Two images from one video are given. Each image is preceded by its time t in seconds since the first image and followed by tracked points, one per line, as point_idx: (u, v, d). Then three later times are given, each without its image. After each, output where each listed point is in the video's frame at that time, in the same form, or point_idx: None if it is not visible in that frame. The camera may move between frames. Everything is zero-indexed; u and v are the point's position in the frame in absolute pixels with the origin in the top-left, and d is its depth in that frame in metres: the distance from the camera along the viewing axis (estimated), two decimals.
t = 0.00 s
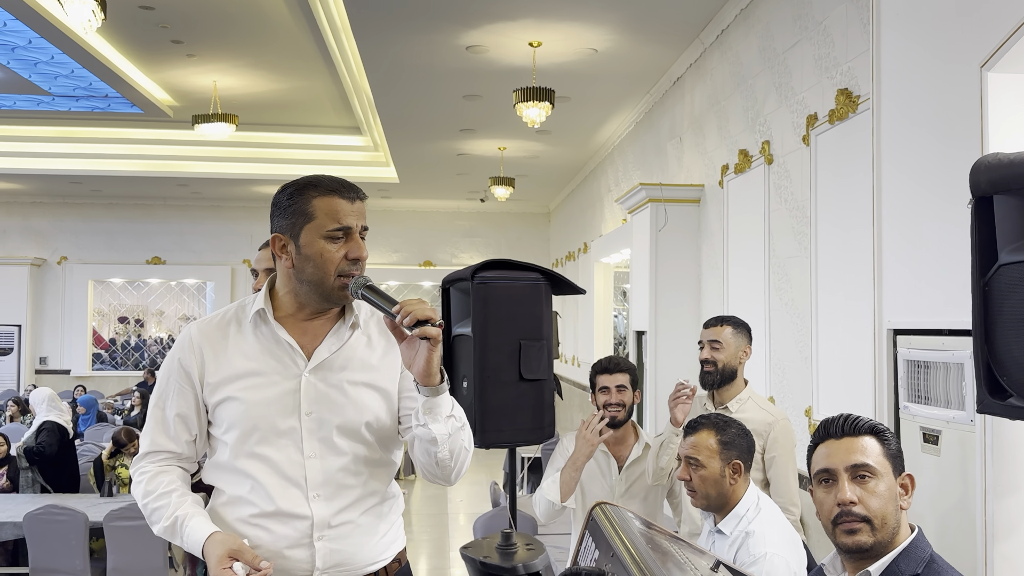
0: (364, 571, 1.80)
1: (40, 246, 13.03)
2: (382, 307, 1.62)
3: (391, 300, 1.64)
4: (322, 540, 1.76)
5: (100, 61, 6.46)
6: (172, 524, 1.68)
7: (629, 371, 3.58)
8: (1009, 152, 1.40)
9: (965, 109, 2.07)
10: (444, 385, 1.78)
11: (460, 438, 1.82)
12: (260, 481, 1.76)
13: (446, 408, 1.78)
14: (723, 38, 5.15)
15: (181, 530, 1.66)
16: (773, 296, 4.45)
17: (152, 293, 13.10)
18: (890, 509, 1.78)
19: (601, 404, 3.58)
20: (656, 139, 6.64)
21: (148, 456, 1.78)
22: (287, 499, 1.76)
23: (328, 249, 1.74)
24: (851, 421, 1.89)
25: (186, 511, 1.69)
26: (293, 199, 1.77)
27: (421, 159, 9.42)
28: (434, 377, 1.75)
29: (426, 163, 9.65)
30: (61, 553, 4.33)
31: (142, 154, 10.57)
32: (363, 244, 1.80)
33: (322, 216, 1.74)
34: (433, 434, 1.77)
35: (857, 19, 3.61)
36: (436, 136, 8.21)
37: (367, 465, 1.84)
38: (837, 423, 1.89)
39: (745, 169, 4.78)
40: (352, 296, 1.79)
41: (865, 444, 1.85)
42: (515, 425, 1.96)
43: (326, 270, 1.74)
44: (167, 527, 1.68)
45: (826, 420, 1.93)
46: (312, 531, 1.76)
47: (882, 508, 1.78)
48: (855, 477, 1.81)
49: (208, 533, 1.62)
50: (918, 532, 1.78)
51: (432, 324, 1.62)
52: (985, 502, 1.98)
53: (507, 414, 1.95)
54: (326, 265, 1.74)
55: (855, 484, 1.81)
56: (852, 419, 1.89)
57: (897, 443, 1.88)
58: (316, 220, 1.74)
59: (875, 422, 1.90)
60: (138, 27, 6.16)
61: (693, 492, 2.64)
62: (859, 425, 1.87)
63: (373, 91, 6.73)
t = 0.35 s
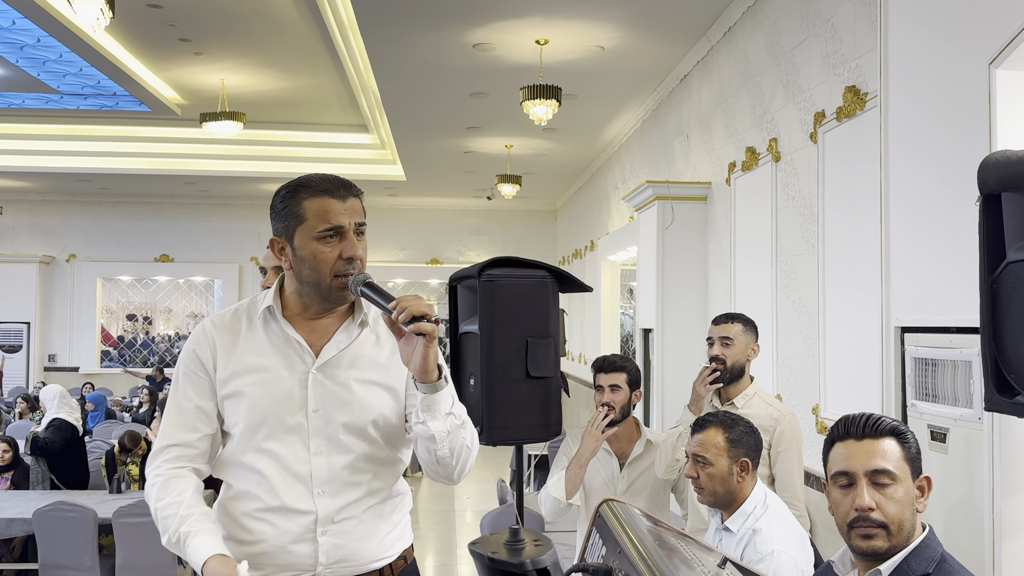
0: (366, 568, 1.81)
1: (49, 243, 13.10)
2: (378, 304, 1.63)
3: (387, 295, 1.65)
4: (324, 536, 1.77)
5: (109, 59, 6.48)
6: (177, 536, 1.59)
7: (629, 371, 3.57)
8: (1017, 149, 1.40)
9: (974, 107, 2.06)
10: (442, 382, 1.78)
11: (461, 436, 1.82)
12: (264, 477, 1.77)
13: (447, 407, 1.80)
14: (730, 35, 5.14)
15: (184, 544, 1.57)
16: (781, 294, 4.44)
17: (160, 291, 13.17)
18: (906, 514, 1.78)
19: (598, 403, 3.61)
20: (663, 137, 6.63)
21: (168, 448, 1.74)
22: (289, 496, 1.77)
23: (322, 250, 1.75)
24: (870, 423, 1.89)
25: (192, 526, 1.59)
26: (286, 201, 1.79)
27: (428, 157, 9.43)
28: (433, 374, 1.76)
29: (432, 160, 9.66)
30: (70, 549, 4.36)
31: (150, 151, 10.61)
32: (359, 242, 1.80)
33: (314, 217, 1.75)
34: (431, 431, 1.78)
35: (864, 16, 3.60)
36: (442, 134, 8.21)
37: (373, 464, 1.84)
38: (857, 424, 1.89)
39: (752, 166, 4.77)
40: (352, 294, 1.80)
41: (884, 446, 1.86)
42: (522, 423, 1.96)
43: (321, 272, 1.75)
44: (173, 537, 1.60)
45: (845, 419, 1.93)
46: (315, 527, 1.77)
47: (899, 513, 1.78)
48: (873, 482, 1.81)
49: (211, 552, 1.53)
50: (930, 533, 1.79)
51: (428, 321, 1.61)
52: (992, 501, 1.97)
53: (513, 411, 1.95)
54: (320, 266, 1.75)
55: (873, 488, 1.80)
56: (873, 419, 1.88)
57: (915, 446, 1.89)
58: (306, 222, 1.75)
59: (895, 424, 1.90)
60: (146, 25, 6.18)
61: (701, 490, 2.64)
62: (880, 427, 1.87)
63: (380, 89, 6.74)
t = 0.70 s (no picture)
0: (370, 564, 1.80)
1: (61, 239, 13.20)
2: (370, 287, 1.62)
3: (381, 280, 1.64)
4: (325, 527, 1.77)
5: (120, 56, 6.52)
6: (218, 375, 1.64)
7: (634, 368, 3.57)
8: None
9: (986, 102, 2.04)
10: (433, 368, 1.77)
11: (454, 425, 1.82)
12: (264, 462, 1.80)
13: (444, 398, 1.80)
14: (741, 31, 5.12)
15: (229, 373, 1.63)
16: (791, 291, 4.42)
17: (171, 287, 13.24)
18: (935, 521, 1.78)
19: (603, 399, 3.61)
20: (674, 133, 6.60)
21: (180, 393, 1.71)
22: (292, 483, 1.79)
23: (326, 234, 1.74)
24: (907, 425, 1.88)
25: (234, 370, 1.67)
26: (296, 188, 1.81)
27: (437, 154, 9.43)
28: (423, 359, 1.73)
29: (442, 157, 9.67)
30: (82, 544, 4.40)
31: (161, 148, 10.66)
32: (362, 231, 1.79)
33: (320, 203, 1.76)
34: (423, 420, 1.78)
35: (876, 11, 3.58)
36: (452, 131, 8.21)
37: (377, 456, 1.84)
38: (895, 424, 1.88)
39: (763, 163, 4.75)
40: (353, 281, 1.78)
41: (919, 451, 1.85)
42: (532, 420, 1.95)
43: (323, 257, 1.74)
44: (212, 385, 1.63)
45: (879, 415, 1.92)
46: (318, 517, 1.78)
47: (928, 520, 1.78)
48: (908, 487, 1.81)
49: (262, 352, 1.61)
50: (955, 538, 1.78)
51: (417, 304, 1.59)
52: (1003, 499, 1.96)
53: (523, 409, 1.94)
54: (323, 251, 1.74)
55: (907, 494, 1.80)
56: (911, 421, 1.87)
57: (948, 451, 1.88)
58: (313, 207, 1.76)
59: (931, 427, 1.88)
60: (157, 22, 6.21)
61: (712, 485, 2.63)
62: (917, 430, 1.85)
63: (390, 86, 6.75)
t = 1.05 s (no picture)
0: (381, 561, 1.81)
1: (75, 234, 13.31)
2: (389, 284, 1.63)
3: (399, 278, 1.65)
4: (338, 525, 1.78)
5: (133, 52, 6.55)
6: (224, 456, 1.67)
7: (641, 364, 3.56)
8: None
9: (998, 97, 2.01)
10: (450, 366, 1.77)
11: (469, 423, 1.81)
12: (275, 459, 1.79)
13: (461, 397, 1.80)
14: (753, 25, 5.08)
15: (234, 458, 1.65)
16: (803, 286, 4.39)
17: (185, 283, 13.35)
18: (942, 513, 1.76)
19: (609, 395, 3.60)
20: (686, 128, 6.56)
21: (186, 423, 1.75)
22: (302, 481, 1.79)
23: (347, 230, 1.75)
24: (912, 417, 1.85)
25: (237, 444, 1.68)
26: (314, 182, 1.80)
27: (448, 149, 9.44)
28: (440, 358, 1.75)
29: (453, 153, 9.67)
30: (94, 537, 4.45)
31: (175, 144, 10.73)
32: (382, 226, 1.80)
33: (340, 197, 1.76)
34: (439, 418, 1.78)
35: (889, 4, 3.54)
36: (463, 126, 8.21)
37: (388, 454, 1.84)
38: (899, 418, 1.84)
39: (775, 158, 4.71)
40: (371, 279, 1.79)
41: (924, 443, 1.82)
42: (540, 416, 1.96)
43: (345, 253, 1.75)
44: (218, 461, 1.66)
45: (883, 410, 1.89)
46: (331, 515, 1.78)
47: (935, 512, 1.76)
48: (913, 479, 1.79)
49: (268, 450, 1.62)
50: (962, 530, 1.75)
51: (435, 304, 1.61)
52: (1018, 497, 1.94)
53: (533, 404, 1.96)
54: (344, 247, 1.75)
55: (913, 486, 1.78)
56: (914, 414, 1.84)
57: (954, 443, 1.85)
58: (334, 202, 1.75)
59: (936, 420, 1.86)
60: (170, 18, 6.24)
61: (723, 479, 2.64)
62: (921, 422, 1.83)
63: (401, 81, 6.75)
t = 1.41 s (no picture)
0: (396, 552, 1.82)
1: (92, 228, 13.44)
2: (416, 282, 1.63)
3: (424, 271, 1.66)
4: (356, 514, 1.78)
5: (150, 47, 6.59)
6: (247, 416, 1.64)
7: (654, 359, 3.54)
8: None
9: (1016, 88, 1.98)
10: (475, 363, 1.77)
11: (491, 419, 1.81)
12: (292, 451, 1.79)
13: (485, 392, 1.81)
14: (770, 17, 5.03)
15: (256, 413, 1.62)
16: (819, 280, 4.36)
17: (201, 276, 13.45)
18: (941, 500, 1.74)
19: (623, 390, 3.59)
20: (701, 122, 6.52)
21: (218, 398, 1.76)
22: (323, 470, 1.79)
23: (369, 229, 1.75)
24: (905, 407, 1.85)
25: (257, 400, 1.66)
26: (332, 180, 1.79)
27: (463, 143, 9.43)
28: (467, 355, 1.75)
29: (468, 147, 9.68)
30: (111, 527, 4.50)
31: (191, 139, 10.81)
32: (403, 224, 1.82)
33: (362, 197, 1.76)
34: (462, 413, 1.77)
35: None
36: (478, 120, 8.21)
37: (404, 445, 1.85)
38: (890, 409, 1.84)
39: (791, 150, 4.68)
40: (395, 275, 1.81)
41: (918, 431, 1.81)
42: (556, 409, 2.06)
43: (368, 251, 1.76)
44: (243, 422, 1.64)
45: (878, 403, 1.89)
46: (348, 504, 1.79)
47: (934, 499, 1.74)
48: (907, 467, 1.78)
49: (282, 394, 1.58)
50: (965, 520, 1.74)
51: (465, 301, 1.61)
52: None
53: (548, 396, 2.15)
54: (367, 246, 1.76)
55: (907, 473, 1.77)
56: (906, 403, 1.84)
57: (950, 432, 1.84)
58: (355, 202, 1.75)
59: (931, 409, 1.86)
60: (186, 12, 6.27)
61: (737, 470, 2.63)
62: (913, 411, 1.83)
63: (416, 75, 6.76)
